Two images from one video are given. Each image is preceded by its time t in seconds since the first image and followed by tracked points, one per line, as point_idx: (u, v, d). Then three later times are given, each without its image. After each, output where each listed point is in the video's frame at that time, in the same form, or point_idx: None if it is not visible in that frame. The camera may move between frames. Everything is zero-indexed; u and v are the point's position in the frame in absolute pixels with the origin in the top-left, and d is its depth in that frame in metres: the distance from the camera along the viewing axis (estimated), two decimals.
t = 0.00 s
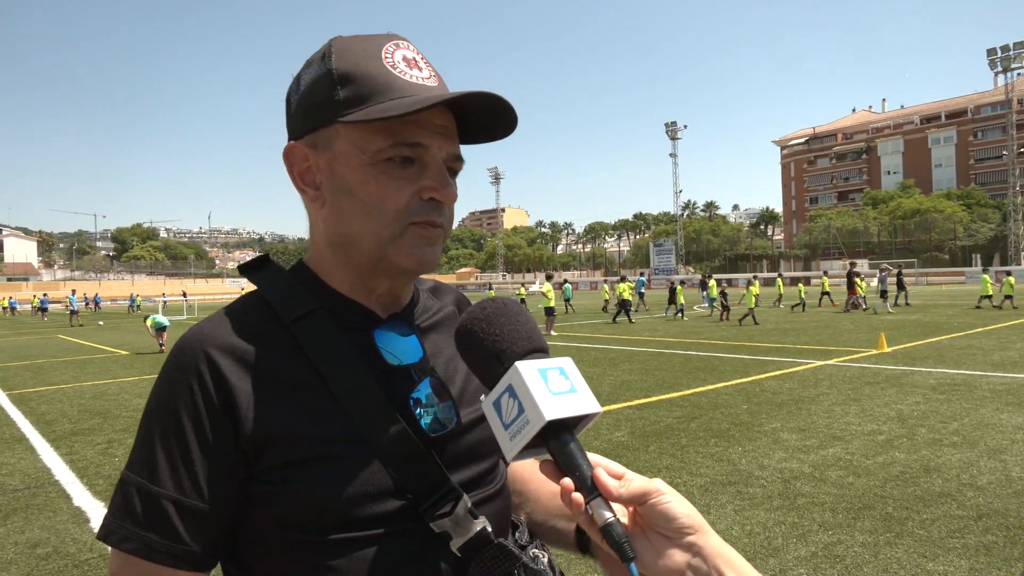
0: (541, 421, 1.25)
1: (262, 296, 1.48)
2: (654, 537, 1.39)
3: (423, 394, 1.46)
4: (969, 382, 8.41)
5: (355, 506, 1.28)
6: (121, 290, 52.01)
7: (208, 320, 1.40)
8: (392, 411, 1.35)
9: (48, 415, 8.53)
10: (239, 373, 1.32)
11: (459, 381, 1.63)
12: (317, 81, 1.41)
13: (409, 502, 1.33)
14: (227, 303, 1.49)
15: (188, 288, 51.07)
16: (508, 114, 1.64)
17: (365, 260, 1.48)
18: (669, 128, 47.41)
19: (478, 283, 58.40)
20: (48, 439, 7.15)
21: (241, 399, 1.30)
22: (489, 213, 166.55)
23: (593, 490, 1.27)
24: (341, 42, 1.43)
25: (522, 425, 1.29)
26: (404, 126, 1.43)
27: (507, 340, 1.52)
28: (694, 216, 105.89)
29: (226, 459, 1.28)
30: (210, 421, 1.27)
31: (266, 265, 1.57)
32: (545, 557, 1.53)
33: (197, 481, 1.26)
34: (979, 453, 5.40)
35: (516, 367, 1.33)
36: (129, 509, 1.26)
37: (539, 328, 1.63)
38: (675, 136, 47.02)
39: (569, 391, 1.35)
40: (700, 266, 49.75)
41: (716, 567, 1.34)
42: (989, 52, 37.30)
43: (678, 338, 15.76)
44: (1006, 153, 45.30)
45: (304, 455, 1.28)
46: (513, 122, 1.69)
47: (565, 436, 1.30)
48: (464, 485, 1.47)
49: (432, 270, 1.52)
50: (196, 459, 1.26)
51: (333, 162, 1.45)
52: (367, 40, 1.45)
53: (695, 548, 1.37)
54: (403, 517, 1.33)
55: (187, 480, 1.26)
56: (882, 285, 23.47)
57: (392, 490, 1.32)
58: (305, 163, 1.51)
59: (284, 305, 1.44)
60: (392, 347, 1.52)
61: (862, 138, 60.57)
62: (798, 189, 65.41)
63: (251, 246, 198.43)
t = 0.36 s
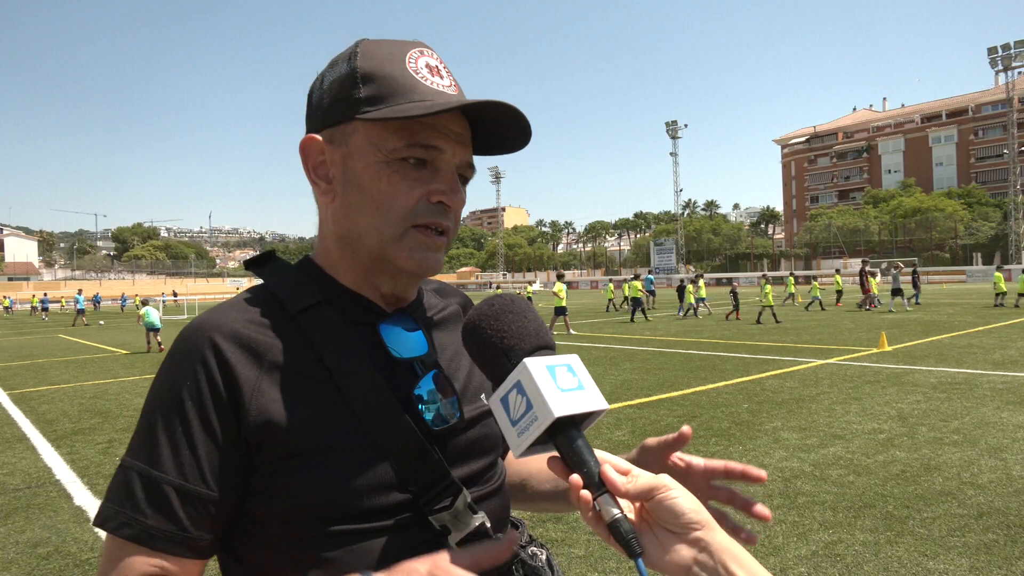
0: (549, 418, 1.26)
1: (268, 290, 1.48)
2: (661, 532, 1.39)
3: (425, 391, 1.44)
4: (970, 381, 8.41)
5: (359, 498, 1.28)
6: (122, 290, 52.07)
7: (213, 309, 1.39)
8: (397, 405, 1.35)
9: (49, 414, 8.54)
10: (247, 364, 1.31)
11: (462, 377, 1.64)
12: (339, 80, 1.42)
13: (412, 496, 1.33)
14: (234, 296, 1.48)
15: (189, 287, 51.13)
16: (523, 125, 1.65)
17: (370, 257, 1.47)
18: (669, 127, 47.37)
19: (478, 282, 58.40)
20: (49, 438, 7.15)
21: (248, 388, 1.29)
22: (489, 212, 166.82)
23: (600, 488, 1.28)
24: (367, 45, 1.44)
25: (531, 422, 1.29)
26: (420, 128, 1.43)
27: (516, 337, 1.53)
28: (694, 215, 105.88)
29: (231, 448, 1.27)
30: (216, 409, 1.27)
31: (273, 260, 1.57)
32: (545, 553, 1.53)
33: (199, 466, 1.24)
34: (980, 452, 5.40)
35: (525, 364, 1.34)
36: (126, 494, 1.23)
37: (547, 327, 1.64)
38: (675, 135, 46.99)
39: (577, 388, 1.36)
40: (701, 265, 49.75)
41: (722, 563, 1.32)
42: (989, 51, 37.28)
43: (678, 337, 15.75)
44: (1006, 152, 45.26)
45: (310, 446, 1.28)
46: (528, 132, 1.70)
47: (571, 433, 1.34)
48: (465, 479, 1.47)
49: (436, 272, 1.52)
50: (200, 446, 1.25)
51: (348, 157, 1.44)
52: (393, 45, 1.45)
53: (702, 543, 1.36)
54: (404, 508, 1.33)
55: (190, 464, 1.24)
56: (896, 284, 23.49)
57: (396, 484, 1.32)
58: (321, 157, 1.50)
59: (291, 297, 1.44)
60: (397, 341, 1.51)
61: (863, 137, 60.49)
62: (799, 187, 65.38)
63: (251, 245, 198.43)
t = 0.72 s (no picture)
0: (549, 418, 1.26)
1: (267, 286, 1.47)
2: (660, 532, 1.38)
3: (421, 388, 1.45)
4: (967, 379, 8.43)
5: (371, 492, 1.29)
6: (120, 290, 52.01)
7: (216, 302, 1.37)
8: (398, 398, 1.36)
9: (47, 415, 8.52)
10: (255, 356, 1.31)
11: (460, 373, 1.65)
12: (349, 79, 1.42)
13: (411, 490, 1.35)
14: (233, 292, 1.46)
15: (187, 287, 51.09)
16: (529, 139, 1.65)
17: (370, 257, 1.47)
18: (668, 127, 47.37)
19: (477, 282, 58.39)
20: (47, 439, 7.14)
21: (255, 378, 1.28)
22: (487, 212, 166.96)
23: (599, 487, 1.28)
24: (379, 45, 1.44)
25: (531, 422, 1.30)
26: (425, 133, 1.43)
27: (518, 338, 1.54)
28: (692, 214, 105.95)
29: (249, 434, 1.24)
30: (231, 396, 1.25)
31: (269, 258, 1.57)
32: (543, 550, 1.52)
33: (228, 447, 1.20)
34: (977, 450, 5.41)
35: (526, 364, 1.34)
36: (154, 479, 1.15)
37: (549, 327, 1.64)
38: (673, 134, 46.97)
39: (577, 389, 1.36)
40: (699, 264, 49.82)
41: (719, 563, 1.34)
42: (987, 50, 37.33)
43: (677, 336, 15.75)
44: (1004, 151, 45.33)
45: (323, 436, 1.28)
46: (534, 146, 1.71)
47: (572, 434, 1.34)
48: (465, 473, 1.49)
49: (433, 275, 1.53)
50: (220, 432, 1.21)
51: (354, 157, 1.43)
52: (406, 48, 1.46)
53: (699, 543, 1.36)
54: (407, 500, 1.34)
55: (222, 445, 1.20)
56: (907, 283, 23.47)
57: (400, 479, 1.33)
58: (326, 155, 1.49)
59: (289, 293, 1.43)
60: (393, 338, 1.51)
61: (861, 136, 60.54)
62: (797, 187, 65.43)
63: (250, 246, 198.28)
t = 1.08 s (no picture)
0: (546, 418, 1.25)
1: (280, 284, 1.46)
2: (655, 532, 1.39)
3: (430, 397, 1.44)
4: (964, 377, 8.45)
5: (376, 498, 1.30)
6: (117, 290, 51.92)
7: (227, 297, 1.35)
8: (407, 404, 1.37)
9: (44, 415, 8.50)
10: (265, 354, 1.30)
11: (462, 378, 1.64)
12: (382, 86, 1.41)
13: (415, 493, 1.35)
14: (244, 286, 1.45)
15: (184, 287, 50.99)
16: (551, 167, 1.64)
17: (382, 267, 1.47)
18: (665, 125, 47.40)
19: (474, 281, 58.34)
20: (45, 439, 7.13)
21: (266, 376, 1.27)
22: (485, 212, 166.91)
23: (596, 487, 1.27)
24: (415, 57, 1.43)
25: (527, 423, 1.30)
26: (449, 154, 1.42)
27: (513, 341, 1.54)
28: (690, 213, 106.02)
29: (257, 432, 1.24)
30: (240, 394, 1.24)
31: (278, 255, 1.55)
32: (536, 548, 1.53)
33: (238, 445, 1.20)
34: (975, 448, 5.42)
35: (521, 366, 1.34)
36: (160, 472, 1.15)
37: (543, 327, 1.64)
38: (671, 133, 46.96)
39: (572, 389, 1.36)
40: (697, 263, 49.85)
41: (715, 562, 1.35)
42: (984, 48, 37.37)
43: (675, 335, 15.74)
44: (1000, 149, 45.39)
45: (332, 438, 1.28)
46: (556, 175, 1.69)
47: (568, 434, 1.32)
48: (465, 477, 1.49)
49: (442, 290, 1.53)
50: (229, 430, 1.20)
51: (377, 167, 1.42)
52: (441, 62, 1.45)
53: (695, 542, 1.36)
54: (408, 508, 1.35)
55: (232, 443, 1.19)
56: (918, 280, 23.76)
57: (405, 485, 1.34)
58: (349, 161, 1.47)
59: (301, 295, 1.42)
60: (403, 344, 1.51)
61: (858, 134, 60.61)
62: (794, 185, 65.51)
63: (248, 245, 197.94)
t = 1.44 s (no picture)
0: (548, 416, 1.25)
1: (276, 285, 1.46)
2: (658, 529, 1.39)
3: (428, 392, 1.43)
4: (965, 376, 8.45)
5: (378, 500, 1.30)
6: (118, 291, 51.92)
7: (223, 302, 1.36)
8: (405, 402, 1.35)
9: (45, 415, 8.51)
10: (263, 359, 1.30)
11: (464, 374, 1.64)
12: (362, 82, 1.41)
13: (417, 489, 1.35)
14: (241, 291, 1.46)
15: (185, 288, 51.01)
16: (538, 151, 1.64)
17: (376, 263, 1.46)
18: (664, 124, 47.36)
19: (474, 281, 58.33)
20: (46, 439, 7.13)
21: (263, 381, 1.27)
22: (484, 212, 166.87)
23: (599, 484, 1.27)
24: (393, 50, 1.42)
25: (530, 419, 1.29)
26: (435, 144, 1.42)
27: (516, 336, 1.53)
28: (690, 212, 106.05)
29: (255, 437, 1.24)
30: (235, 399, 1.24)
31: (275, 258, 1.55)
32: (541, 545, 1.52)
33: (231, 450, 1.20)
34: (975, 447, 5.42)
35: (525, 362, 1.34)
36: (155, 481, 1.16)
37: (548, 323, 1.63)
38: (671, 132, 46.95)
39: (576, 386, 1.36)
40: (697, 262, 49.85)
41: (719, 560, 1.34)
42: (983, 46, 37.36)
43: (676, 334, 15.75)
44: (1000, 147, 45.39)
45: (332, 439, 1.27)
46: (543, 158, 1.69)
47: (571, 430, 1.33)
48: (466, 475, 1.48)
49: (439, 282, 1.52)
50: (225, 438, 1.20)
51: (365, 163, 1.42)
52: (419, 52, 1.43)
53: (700, 539, 1.36)
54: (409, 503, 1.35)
55: (223, 450, 1.19)
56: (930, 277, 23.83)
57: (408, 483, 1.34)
58: (337, 159, 1.47)
59: (297, 294, 1.42)
60: (401, 340, 1.51)
61: (858, 133, 60.63)
62: (794, 184, 65.51)
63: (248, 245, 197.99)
